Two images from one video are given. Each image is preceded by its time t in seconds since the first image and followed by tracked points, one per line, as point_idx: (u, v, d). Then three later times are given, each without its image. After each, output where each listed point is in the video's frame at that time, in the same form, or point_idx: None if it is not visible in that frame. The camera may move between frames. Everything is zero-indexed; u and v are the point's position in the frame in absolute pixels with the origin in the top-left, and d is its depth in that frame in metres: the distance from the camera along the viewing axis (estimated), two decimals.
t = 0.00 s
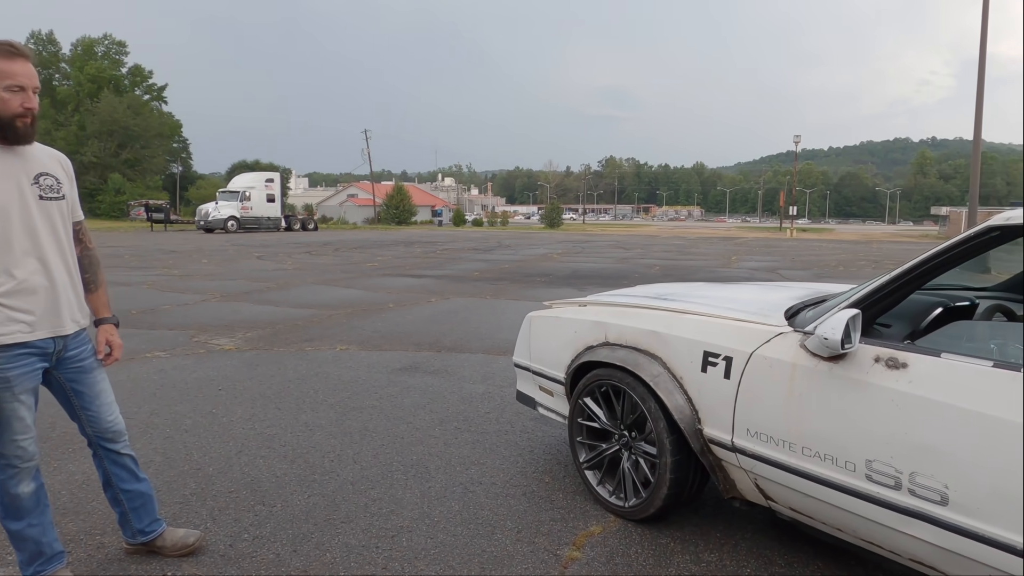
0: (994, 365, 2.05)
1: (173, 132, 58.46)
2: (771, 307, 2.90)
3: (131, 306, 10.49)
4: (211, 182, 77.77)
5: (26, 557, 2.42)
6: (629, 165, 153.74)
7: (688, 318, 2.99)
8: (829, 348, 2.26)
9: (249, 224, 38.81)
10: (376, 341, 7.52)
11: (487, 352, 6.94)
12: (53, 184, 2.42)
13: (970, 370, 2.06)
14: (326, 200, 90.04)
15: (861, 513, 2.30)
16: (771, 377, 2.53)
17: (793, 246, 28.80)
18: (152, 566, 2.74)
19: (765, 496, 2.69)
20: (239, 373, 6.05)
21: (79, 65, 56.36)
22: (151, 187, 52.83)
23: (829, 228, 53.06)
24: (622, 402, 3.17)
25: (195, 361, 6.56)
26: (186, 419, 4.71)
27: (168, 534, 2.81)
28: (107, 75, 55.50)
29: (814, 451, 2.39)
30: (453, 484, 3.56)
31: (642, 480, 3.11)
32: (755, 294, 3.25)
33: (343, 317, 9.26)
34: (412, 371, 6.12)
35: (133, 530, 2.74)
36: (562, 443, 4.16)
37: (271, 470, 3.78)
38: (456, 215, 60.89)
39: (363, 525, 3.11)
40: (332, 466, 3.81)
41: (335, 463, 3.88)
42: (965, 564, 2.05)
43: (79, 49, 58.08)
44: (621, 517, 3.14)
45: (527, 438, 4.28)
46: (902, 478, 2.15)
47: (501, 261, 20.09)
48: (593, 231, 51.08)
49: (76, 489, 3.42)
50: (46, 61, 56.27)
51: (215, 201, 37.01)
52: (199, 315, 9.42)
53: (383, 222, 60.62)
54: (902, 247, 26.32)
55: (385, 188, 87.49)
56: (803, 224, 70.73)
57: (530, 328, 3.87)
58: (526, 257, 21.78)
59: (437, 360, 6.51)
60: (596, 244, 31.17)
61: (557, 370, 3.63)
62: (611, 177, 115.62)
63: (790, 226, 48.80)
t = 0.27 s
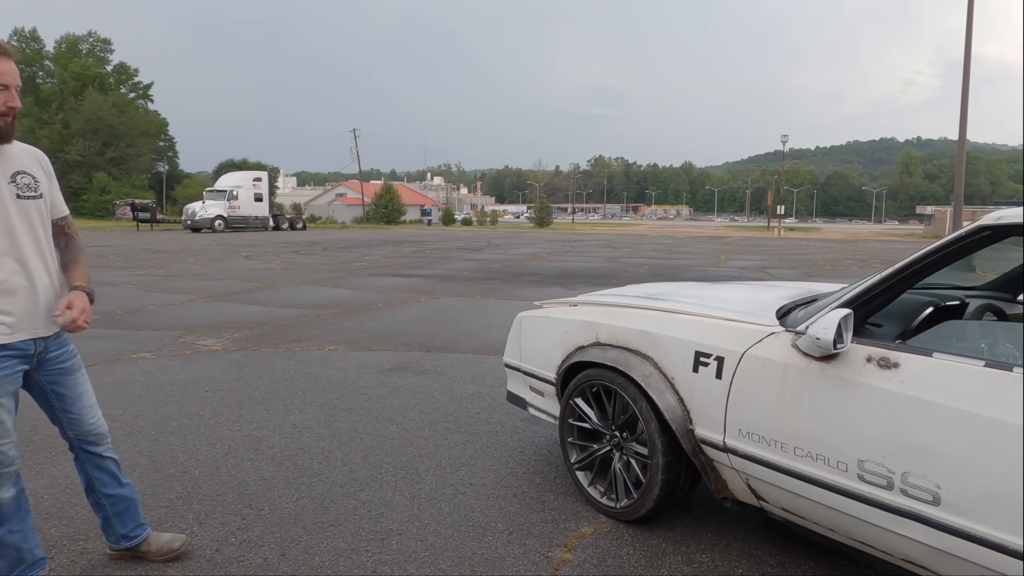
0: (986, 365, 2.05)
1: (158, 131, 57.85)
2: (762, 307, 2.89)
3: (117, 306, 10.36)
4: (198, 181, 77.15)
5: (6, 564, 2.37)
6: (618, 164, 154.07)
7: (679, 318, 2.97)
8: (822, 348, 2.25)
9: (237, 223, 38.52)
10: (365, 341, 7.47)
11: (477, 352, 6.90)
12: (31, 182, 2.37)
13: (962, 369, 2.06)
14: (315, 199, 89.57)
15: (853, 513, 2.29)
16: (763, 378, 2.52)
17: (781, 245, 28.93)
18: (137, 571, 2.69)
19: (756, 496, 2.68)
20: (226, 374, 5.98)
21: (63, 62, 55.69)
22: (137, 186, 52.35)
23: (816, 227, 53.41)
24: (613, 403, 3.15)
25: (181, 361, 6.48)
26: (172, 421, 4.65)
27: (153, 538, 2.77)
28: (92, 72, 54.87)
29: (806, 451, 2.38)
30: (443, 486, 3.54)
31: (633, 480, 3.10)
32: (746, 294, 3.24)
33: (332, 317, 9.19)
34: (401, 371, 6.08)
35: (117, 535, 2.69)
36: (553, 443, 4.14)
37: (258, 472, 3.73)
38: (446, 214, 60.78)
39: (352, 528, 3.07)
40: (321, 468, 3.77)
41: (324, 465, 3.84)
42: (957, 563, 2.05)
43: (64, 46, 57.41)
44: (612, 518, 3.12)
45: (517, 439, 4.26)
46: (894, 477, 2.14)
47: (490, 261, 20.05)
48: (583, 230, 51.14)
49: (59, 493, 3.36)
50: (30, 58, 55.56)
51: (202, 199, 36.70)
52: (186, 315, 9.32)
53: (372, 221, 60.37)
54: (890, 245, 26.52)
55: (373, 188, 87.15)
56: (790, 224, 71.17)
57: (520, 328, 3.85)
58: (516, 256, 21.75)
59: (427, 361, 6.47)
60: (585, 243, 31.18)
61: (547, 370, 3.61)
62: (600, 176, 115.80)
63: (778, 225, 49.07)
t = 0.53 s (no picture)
0: (966, 364, 2.07)
1: (141, 129, 57.20)
2: (746, 307, 2.91)
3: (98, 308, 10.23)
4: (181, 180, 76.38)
5: None
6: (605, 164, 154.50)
7: (664, 318, 2.98)
8: (805, 348, 2.26)
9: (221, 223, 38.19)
10: (351, 342, 7.43)
11: (463, 353, 6.89)
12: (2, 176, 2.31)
13: (943, 369, 2.08)
14: (300, 199, 89.01)
15: (836, 512, 2.31)
16: (747, 378, 2.53)
17: (766, 245, 29.13)
18: None
19: (741, 495, 2.69)
20: (210, 376, 5.92)
21: (43, 60, 54.90)
22: (120, 185, 51.72)
23: (800, 226, 53.85)
24: (599, 403, 3.15)
25: (164, 363, 6.41)
26: (154, 423, 4.60)
27: (134, 541, 2.73)
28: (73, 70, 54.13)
29: (789, 451, 2.40)
30: (429, 488, 3.52)
31: (619, 481, 3.10)
32: (730, 293, 3.26)
33: (318, 317, 9.13)
34: (387, 372, 6.06)
35: (96, 538, 2.65)
36: (539, 444, 4.14)
37: (242, 475, 3.70)
38: (433, 214, 60.66)
39: (337, 530, 3.05)
40: (305, 470, 3.75)
41: (309, 467, 3.81)
42: (937, 561, 2.07)
43: (45, 44, 56.60)
44: (599, 518, 3.12)
45: (503, 439, 4.25)
46: (876, 476, 2.16)
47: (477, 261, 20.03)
48: (569, 230, 51.22)
49: (37, 499, 3.30)
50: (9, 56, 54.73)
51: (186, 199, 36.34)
52: (168, 316, 9.21)
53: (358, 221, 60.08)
54: (874, 245, 26.76)
55: (360, 187, 86.75)
56: (775, 223, 71.70)
57: (507, 329, 3.84)
58: (502, 256, 21.74)
59: (413, 361, 6.45)
60: (571, 242, 31.20)
61: (533, 371, 3.61)
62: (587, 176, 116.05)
63: (763, 224, 49.44)
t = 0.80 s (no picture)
0: (937, 363, 2.10)
1: (125, 128, 56.61)
2: (725, 307, 2.93)
3: (80, 308, 10.12)
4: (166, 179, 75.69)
5: None
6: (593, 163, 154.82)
7: (644, 318, 3.00)
8: (780, 347, 2.28)
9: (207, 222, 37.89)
10: (336, 342, 7.40)
11: (449, 353, 6.89)
12: None
13: (915, 368, 2.11)
14: (287, 198, 88.46)
15: (812, 510, 2.33)
16: (725, 377, 2.55)
17: (753, 244, 29.31)
18: None
19: (720, 493, 2.72)
20: (192, 376, 5.88)
21: (25, 57, 54.18)
22: (104, 184, 51.17)
23: (787, 226, 54.22)
24: (580, 403, 3.16)
25: (146, 364, 6.35)
26: (134, 425, 4.55)
27: (111, 542, 2.71)
28: (56, 67, 53.46)
29: (766, 449, 2.42)
30: (411, 488, 3.52)
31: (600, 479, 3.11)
32: (711, 293, 3.29)
33: (303, 317, 9.09)
34: (372, 372, 6.04)
35: (72, 541, 2.62)
36: (522, 443, 4.15)
37: (223, 476, 3.67)
38: (421, 213, 60.51)
39: (318, 531, 3.04)
40: (287, 471, 3.73)
41: (291, 468, 3.79)
42: (910, 557, 2.10)
43: (27, 41, 55.87)
44: (580, 517, 3.14)
45: (487, 439, 4.26)
46: (850, 474, 2.19)
47: (464, 260, 20.03)
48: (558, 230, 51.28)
49: (13, 501, 3.26)
50: None
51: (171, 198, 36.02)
52: (152, 317, 9.13)
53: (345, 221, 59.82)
54: (859, 244, 27.00)
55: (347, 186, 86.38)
56: (762, 223, 72.15)
57: (490, 329, 3.85)
58: (490, 256, 21.74)
59: (398, 361, 6.44)
60: (560, 242, 31.23)
61: (516, 371, 3.62)
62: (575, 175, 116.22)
63: (749, 224, 49.76)
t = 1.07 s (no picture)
0: (892, 361, 2.15)
1: (107, 125, 55.94)
2: (693, 306, 2.97)
3: (58, 308, 10.02)
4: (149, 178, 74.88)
5: None
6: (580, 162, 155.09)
7: (615, 317, 3.03)
8: (742, 347, 2.33)
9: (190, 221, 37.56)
10: (317, 341, 7.39)
11: (429, 352, 6.90)
12: None
13: (873, 366, 2.15)
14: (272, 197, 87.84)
15: (774, 506, 2.38)
16: (691, 375, 2.59)
17: (736, 243, 29.54)
18: None
19: (687, 490, 2.76)
20: (170, 377, 5.85)
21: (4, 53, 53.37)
22: (85, 182, 50.56)
23: (771, 225, 54.65)
24: (552, 402, 3.19)
25: (123, 365, 6.31)
26: (108, 426, 4.52)
27: (77, 539, 2.71)
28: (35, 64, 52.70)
29: (731, 447, 2.46)
30: (386, 488, 3.53)
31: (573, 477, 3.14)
32: (681, 293, 3.33)
33: (285, 317, 9.06)
34: (352, 371, 6.04)
35: (38, 540, 2.61)
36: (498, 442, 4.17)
37: (197, 477, 3.67)
38: (407, 212, 60.35)
39: (291, 531, 3.05)
40: (262, 472, 3.73)
41: (266, 468, 3.79)
42: (867, 551, 2.15)
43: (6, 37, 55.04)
44: (552, 515, 3.17)
45: (463, 438, 4.28)
46: (810, 470, 2.23)
47: (449, 259, 20.02)
48: (544, 229, 51.35)
49: None
50: None
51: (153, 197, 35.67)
52: (131, 317, 9.06)
53: (331, 219, 59.52)
54: (841, 244, 27.27)
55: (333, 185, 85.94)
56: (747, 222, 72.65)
57: (465, 328, 3.87)
58: (475, 254, 21.75)
59: (378, 361, 6.44)
60: (545, 241, 31.28)
61: (490, 370, 3.64)
62: (562, 174, 116.39)
63: (734, 223, 50.10)
